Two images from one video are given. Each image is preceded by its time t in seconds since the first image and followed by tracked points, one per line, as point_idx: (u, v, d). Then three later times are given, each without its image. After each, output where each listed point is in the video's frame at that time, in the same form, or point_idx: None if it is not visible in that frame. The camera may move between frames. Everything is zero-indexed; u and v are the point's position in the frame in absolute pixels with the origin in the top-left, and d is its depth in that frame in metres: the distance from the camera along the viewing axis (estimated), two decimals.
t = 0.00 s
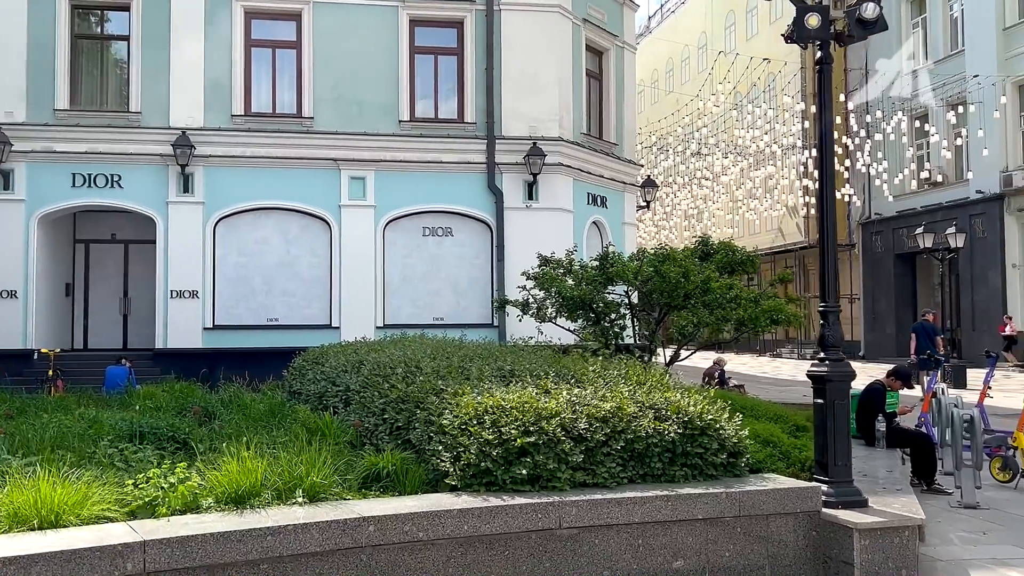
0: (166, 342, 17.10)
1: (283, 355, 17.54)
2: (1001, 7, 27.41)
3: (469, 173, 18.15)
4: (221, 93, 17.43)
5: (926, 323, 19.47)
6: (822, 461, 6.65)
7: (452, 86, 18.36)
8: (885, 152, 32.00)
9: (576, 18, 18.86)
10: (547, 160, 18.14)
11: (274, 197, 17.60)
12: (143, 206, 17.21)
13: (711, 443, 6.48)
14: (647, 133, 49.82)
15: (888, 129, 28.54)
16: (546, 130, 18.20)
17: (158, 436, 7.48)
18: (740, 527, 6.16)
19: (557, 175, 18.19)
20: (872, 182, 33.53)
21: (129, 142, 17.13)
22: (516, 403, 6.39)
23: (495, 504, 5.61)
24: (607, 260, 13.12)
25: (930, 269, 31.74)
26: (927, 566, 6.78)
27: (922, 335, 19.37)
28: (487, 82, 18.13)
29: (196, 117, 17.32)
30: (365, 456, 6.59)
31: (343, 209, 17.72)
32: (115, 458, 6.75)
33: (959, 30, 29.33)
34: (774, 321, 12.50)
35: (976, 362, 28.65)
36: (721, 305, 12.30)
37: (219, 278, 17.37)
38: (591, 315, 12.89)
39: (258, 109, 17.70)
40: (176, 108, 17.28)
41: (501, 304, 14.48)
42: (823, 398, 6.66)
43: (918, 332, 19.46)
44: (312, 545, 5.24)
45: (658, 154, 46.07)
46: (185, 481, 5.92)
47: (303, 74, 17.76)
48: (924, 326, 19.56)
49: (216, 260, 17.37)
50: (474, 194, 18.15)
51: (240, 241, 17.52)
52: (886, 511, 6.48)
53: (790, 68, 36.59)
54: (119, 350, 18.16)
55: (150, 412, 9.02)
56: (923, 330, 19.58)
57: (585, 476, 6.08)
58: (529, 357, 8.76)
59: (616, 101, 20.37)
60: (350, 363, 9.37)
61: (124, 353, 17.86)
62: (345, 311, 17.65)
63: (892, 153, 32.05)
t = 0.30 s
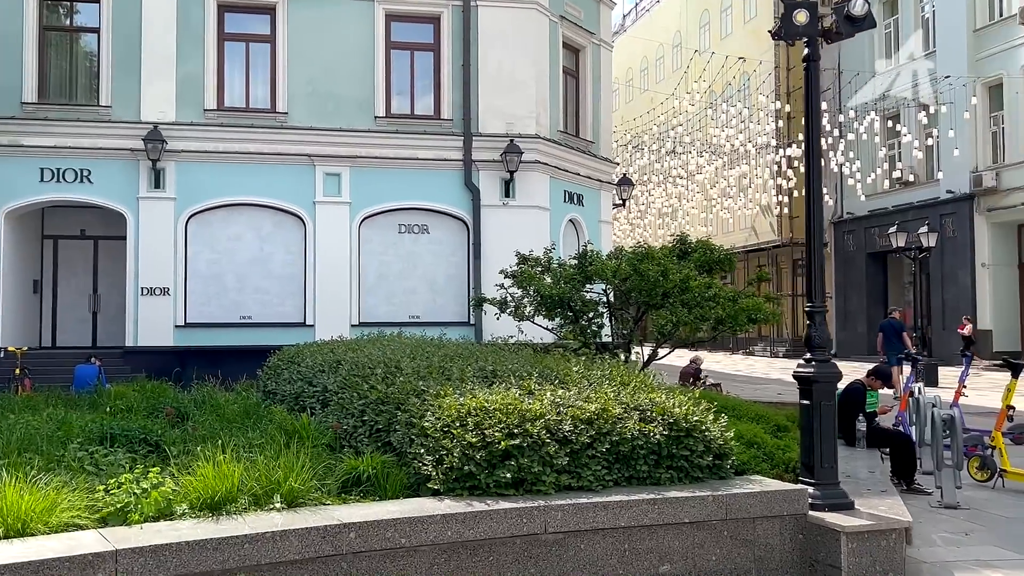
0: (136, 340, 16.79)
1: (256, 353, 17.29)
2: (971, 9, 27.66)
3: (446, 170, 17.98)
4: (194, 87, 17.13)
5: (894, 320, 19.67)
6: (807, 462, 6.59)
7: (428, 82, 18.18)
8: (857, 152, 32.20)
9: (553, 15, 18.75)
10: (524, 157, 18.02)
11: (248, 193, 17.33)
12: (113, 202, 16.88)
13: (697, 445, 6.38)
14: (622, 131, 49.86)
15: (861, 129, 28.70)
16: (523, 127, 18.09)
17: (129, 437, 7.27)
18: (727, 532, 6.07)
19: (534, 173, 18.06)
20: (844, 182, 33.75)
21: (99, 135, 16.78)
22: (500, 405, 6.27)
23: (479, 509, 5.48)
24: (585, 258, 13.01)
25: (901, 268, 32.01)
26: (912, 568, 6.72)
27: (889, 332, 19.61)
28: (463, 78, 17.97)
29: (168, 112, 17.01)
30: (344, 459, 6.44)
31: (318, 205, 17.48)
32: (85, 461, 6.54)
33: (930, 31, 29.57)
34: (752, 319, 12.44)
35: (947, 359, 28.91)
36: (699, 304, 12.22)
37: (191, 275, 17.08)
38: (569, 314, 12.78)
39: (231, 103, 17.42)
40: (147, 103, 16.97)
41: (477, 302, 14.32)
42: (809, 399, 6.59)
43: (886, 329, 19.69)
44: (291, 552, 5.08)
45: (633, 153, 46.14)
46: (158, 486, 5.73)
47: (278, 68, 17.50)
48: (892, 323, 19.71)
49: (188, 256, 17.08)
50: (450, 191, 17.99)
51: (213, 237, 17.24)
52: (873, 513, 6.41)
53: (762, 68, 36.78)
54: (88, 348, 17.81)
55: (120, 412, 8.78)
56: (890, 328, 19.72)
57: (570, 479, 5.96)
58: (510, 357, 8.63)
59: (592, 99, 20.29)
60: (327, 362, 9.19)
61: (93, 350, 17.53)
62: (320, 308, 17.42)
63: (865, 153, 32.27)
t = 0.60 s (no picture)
0: (98, 337, 16.38)
1: (221, 351, 16.95)
2: (935, 10, 27.93)
3: (415, 165, 17.75)
4: (158, 79, 16.75)
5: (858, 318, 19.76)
6: (788, 462, 6.48)
7: (398, 76, 17.93)
8: (824, 150, 32.41)
9: (523, 10, 18.59)
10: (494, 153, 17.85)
11: (213, 188, 16.98)
12: (73, 196, 16.45)
13: (676, 444, 6.24)
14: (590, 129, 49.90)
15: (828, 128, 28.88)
16: (493, 122, 17.91)
17: (88, 438, 6.99)
18: (707, 532, 5.94)
19: (504, 169, 17.89)
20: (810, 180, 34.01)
21: (59, 128, 16.35)
22: (475, 404, 6.09)
23: (454, 512, 5.30)
24: (557, 255, 12.86)
25: (866, 266, 32.29)
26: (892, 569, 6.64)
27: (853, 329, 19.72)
28: (433, 72, 17.74)
29: (130, 104, 16.62)
30: (313, 461, 6.22)
31: (285, 201, 17.18)
32: (40, 464, 6.25)
33: (895, 32, 29.82)
34: (724, 316, 12.38)
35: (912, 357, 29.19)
36: (672, 301, 12.13)
37: (154, 271, 16.69)
38: (540, 311, 12.63)
39: (196, 96, 17.04)
40: (109, 95, 16.56)
41: (448, 299, 14.13)
42: (790, 397, 6.48)
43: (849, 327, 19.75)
44: (257, 559, 4.86)
45: (602, 150, 46.18)
46: (118, 489, 5.48)
47: (244, 61, 17.16)
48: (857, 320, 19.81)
49: (151, 252, 16.69)
50: (420, 187, 17.76)
51: (177, 233, 16.87)
52: (853, 513, 6.32)
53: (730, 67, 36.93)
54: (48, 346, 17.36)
55: (79, 412, 8.48)
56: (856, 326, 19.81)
57: (547, 479, 5.80)
58: (484, 355, 8.44)
59: (562, 95, 20.15)
60: (295, 360, 8.95)
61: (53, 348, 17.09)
62: (287, 305, 17.11)
63: (831, 151, 32.49)
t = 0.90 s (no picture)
0: (52, 336, 15.92)
1: (180, 350, 16.55)
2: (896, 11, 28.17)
3: (379, 161, 17.47)
4: (115, 71, 16.31)
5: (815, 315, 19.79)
6: (763, 463, 6.36)
7: (362, 71, 17.64)
8: (786, 150, 32.59)
9: (489, 5, 18.39)
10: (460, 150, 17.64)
11: (172, 183, 16.58)
12: (27, 191, 15.96)
13: (650, 445, 6.09)
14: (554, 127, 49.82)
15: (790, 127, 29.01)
16: (459, 119, 17.70)
17: (39, 443, 6.67)
18: (683, 536, 5.80)
19: (469, 166, 17.69)
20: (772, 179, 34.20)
21: (12, 122, 15.86)
22: (445, 405, 5.89)
23: (424, 519, 5.10)
24: (524, 253, 12.68)
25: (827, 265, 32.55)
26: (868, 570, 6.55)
27: (811, 326, 19.78)
28: (398, 67, 17.49)
29: (86, 97, 16.16)
30: (276, 466, 5.98)
31: (246, 197, 16.81)
32: None
33: (856, 32, 30.05)
34: (692, 315, 12.28)
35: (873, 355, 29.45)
36: (641, 299, 11.99)
37: (111, 269, 16.26)
38: (507, 309, 12.43)
39: (154, 90, 16.64)
40: (64, 87, 16.08)
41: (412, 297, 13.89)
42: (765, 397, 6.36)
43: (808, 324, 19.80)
44: (217, 572, 4.62)
45: (566, 149, 46.10)
46: (69, 498, 5.20)
47: (203, 54, 16.77)
48: (814, 318, 19.90)
49: (108, 249, 16.26)
50: (384, 183, 17.49)
51: (135, 229, 16.45)
52: (829, 514, 6.22)
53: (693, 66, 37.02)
54: None
55: (30, 415, 8.14)
56: (813, 325, 19.91)
57: (520, 483, 5.62)
58: (452, 354, 8.24)
59: (527, 92, 19.99)
60: (256, 360, 8.69)
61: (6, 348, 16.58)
62: (248, 304, 16.76)
63: (793, 151, 32.69)
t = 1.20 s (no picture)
0: (5, 336, 15.46)
1: (139, 350, 16.17)
2: (853, 12, 28.46)
3: (343, 158, 17.21)
4: (70, 64, 15.88)
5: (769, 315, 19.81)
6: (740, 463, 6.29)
7: (324, 66, 17.37)
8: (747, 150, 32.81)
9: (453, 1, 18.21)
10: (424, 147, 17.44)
11: (129, 179, 16.18)
12: None
13: (627, 445, 5.98)
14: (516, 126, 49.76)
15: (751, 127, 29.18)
16: (423, 116, 17.51)
17: None
18: (661, 538, 5.71)
19: (434, 164, 17.50)
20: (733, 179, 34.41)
21: None
22: (418, 406, 5.74)
23: (398, 524, 4.95)
24: (491, 251, 12.54)
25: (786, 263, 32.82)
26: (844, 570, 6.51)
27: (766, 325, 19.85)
28: (361, 63, 17.24)
29: (40, 90, 15.71)
30: (242, 469, 5.79)
31: (206, 193, 16.46)
32: None
33: (815, 33, 30.32)
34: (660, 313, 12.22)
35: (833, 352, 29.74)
36: (608, 297, 11.91)
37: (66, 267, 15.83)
38: (473, 308, 12.28)
39: (111, 84, 16.24)
40: (17, 80, 15.63)
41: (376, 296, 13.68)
42: (741, 395, 6.28)
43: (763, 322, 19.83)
44: None
45: (529, 147, 46.05)
46: (24, 506, 4.97)
47: (162, 47, 16.40)
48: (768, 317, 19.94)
49: (63, 246, 15.83)
50: (347, 180, 17.24)
51: (91, 226, 16.04)
52: (806, 513, 6.16)
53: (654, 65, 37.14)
54: None
55: None
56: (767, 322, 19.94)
57: (495, 485, 5.48)
58: (422, 353, 8.07)
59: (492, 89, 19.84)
60: (219, 360, 8.45)
61: None
62: (208, 302, 16.42)
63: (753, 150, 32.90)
